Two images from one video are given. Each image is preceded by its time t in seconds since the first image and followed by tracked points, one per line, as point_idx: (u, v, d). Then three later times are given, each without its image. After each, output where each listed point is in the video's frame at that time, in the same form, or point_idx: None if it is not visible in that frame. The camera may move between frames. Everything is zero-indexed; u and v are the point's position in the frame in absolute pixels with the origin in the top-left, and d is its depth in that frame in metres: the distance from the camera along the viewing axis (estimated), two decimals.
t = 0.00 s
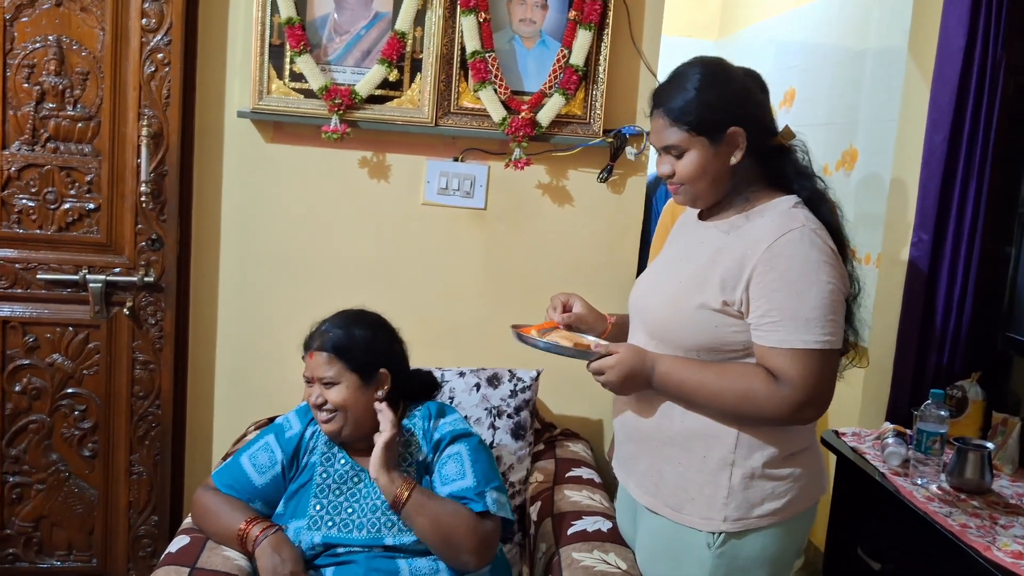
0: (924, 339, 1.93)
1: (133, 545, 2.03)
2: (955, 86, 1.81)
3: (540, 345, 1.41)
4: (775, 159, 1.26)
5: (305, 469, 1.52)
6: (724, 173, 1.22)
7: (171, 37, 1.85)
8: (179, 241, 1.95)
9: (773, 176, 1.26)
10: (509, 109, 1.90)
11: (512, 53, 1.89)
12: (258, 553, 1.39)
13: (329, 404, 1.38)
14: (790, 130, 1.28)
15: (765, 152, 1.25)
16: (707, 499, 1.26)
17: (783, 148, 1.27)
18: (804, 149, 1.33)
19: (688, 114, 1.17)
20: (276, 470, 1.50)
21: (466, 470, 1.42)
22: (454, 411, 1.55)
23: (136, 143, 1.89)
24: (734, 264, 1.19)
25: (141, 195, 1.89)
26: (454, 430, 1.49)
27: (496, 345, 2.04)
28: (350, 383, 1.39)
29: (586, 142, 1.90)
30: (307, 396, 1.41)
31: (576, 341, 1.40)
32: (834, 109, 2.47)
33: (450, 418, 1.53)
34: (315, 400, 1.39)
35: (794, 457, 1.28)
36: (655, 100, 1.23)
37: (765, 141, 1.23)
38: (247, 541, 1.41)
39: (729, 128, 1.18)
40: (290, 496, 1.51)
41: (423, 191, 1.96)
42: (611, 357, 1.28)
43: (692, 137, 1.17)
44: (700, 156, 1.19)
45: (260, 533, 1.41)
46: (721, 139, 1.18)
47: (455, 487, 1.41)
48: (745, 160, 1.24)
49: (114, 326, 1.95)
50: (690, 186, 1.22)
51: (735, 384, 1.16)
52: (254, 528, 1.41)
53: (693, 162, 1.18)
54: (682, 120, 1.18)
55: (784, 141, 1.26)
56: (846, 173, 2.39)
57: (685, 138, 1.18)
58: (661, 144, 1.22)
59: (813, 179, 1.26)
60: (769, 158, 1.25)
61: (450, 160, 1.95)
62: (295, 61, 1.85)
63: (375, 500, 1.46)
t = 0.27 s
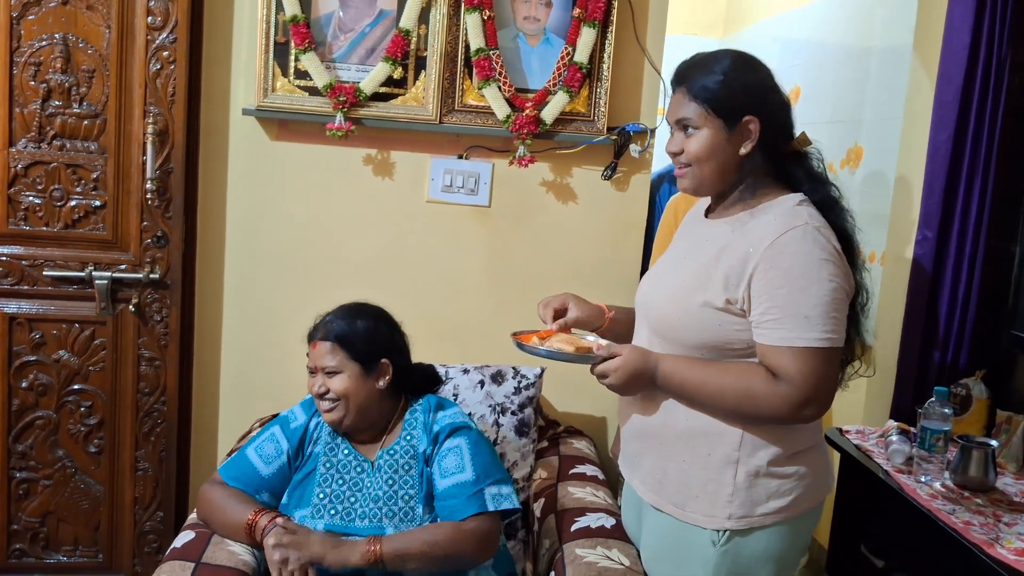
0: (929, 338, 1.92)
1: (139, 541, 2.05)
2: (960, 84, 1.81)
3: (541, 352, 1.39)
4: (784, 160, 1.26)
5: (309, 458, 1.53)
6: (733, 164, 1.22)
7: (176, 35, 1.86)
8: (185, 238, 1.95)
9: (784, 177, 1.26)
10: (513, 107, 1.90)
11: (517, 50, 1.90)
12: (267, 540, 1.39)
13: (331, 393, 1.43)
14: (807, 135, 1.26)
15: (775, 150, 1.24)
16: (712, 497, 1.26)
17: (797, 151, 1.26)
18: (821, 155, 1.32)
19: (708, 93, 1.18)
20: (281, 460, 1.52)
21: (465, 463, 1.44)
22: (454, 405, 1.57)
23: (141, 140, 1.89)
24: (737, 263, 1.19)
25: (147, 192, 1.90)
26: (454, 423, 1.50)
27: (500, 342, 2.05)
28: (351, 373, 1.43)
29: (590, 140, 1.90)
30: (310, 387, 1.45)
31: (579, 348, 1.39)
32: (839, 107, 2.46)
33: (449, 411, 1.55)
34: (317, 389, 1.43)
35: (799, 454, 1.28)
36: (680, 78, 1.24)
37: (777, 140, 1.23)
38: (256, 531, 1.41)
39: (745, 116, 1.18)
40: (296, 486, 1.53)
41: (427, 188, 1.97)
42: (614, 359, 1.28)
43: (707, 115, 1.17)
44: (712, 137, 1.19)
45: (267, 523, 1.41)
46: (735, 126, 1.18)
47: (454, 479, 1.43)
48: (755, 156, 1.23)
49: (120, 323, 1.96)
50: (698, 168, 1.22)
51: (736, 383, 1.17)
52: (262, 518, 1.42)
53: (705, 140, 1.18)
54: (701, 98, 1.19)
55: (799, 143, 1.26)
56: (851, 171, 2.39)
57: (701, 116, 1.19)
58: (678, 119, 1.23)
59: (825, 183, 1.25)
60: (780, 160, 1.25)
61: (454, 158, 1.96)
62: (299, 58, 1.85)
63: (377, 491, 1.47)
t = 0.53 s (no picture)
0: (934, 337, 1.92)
1: (146, 537, 2.06)
2: (967, 82, 1.81)
3: (546, 353, 1.41)
4: (794, 158, 1.26)
5: (316, 451, 1.55)
6: (743, 164, 1.22)
7: (183, 34, 1.86)
8: (192, 236, 1.96)
9: (793, 175, 1.26)
10: (519, 105, 1.90)
11: (522, 49, 1.90)
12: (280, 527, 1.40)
13: (335, 383, 1.44)
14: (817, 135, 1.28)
15: (786, 149, 1.24)
16: (715, 495, 1.27)
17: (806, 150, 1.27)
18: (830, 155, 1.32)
19: (718, 93, 1.17)
20: (289, 453, 1.53)
21: (469, 454, 1.46)
22: (457, 399, 1.59)
23: (149, 139, 1.90)
24: (745, 262, 1.19)
25: (154, 190, 1.90)
26: (457, 415, 1.52)
27: (505, 340, 2.05)
28: (355, 364, 1.44)
29: (596, 138, 1.90)
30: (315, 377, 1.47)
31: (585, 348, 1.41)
32: (845, 105, 2.46)
33: (453, 404, 1.57)
34: (322, 379, 1.45)
35: (803, 454, 1.28)
36: (688, 79, 1.23)
37: (786, 139, 1.23)
38: (267, 521, 1.43)
39: (756, 116, 1.18)
40: (302, 479, 1.54)
41: (433, 186, 1.97)
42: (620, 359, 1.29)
43: (716, 115, 1.17)
44: (720, 136, 1.19)
45: (278, 511, 1.43)
46: (745, 125, 1.18)
47: (459, 469, 1.44)
48: (765, 155, 1.23)
49: (127, 321, 1.96)
50: (708, 168, 1.23)
51: (740, 383, 1.17)
52: (273, 507, 1.44)
53: (714, 141, 1.18)
54: (710, 98, 1.19)
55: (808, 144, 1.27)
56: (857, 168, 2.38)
57: (710, 116, 1.19)
58: (687, 121, 1.23)
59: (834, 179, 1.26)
60: (789, 158, 1.25)
61: (460, 156, 1.96)
62: (306, 57, 1.86)
63: (382, 481, 1.48)
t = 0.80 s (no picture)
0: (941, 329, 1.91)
1: (152, 528, 2.06)
2: (974, 72, 1.80)
3: (545, 331, 1.33)
4: (800, 146, 1.25)
5: (321, 441, 1.55)
6: (749, 158, 1.21)
7: (187, 24, 1.86)
8: (197, 227, 1.96)
9: (799, 165, 1.25)
10: (524, 96, 1.89)
11: (527, 39, 1.89)
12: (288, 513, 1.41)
13: (339, 371, 1.44)
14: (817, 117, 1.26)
15: (790, 139, 1.23)
16: (720, 486, 1.26)
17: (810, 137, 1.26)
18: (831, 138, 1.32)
19: (718, 92, 1.16)
20: (295, 442, 1.53)
21: (475, 442, 1.45)
22: (461, 389, 1.59)
23: (153, 130, 1.90)
24: (751, 253, 1.19)
25: (158, 181, 1.90)
26: (462, 404, 1.52)
27: (510, 331, 2.05)
28: (358, 352, 1.44)
29: (601, 129, 1.90)
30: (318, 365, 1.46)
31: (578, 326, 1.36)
32: (852, 95, 2.45)
33: (457, 394, 1.57)
34: (326, 367, 1.45)
35: (809, 445, 1.27)
36: (684, 79, 1.22)
37: (790, 129, 1.22)
38: (274, 509, 1.44)
39: (758, 111, 1.17)
40: (307, 468, 1.53)
41: (438, 177, 1.97)
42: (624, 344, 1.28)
43: (718, 116, 1.16)
44: (724, 136, 1.18)
45: (286, 498, 1.43)
46: (748, 121, 1.17)
47: (464, 457, 1.44)
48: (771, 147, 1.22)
49: (132, 312, 1.97)
50: (712, 167, 1.21)
51: (744, 373, 1.17)
52: (279, 496, 1.44)
53: (718, 142, 1.17)
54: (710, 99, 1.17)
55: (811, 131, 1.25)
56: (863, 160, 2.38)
57: (711, 117, 1.18)
58: (688, 123, 1.21)
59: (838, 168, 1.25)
60: (795, 147, 1.24)
61: (465, 147, 1.95)
62: (310, 47, 1.85)
63: (387, 470, 1.48)
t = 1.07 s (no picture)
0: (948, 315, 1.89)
1: (155, 514, 2.06)
2: (983, 54, 1.77)
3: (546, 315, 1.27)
4: (803, 128, 1.23)
5: (325, 427, 1.53)
6: (753, 146, 1.18)
7: (188, 7, 1.84)
8: (199, 213, 1.95)
9: (802, 146, 1.24)
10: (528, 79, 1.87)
11: (531, 22, 1.87)
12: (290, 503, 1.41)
13: (342, 358, 1.43)
14: (816, 95, 1.24)
15: (792, 123, 1.21)
16: (725, 470, 1.25)
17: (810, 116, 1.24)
18: (830, 113, 1.29)
19: (717, 86, 1.13)
20: (297, 428, 1.52)
21: (479, 429, 1.44)
22: (465, 374, 1.57)
23: (155, 114, 1.89)
24: (757, 238, 1.16)
25: (160, 166, 1.89)
26: (466, 390, 1.51)
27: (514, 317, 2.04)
28: (362, 339, 1.43)
29: (605, 113, 1.88)
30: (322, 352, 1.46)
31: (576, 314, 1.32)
32: (859, 80, 2.42)
33: (461, 379, 1.55)
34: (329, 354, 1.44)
35: (814, 429, 1.26)
36: (677, 74, 1.19)
37: (791, 113, 1.19)
38: (276, 497, 1.43)
39: (758, 100, 1.14)
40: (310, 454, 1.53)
41: (441, 162, 1.95)
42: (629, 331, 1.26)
43: (719, 111, 1.13)
44: (727, 131, 1.15)
45: (287, 487, 1.43)
46: (750, 113, 1.14)
47: (469, 444, 1.43)
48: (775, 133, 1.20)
49: (134, 297, 1.96)
50: (717, 162, 1.19)
51: (745, 357, 1.15)
52: (280, 484, 1.43)
53: (721, 137, 1.14)
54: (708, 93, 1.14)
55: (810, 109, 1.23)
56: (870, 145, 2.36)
57: (711, 113, 1.15)
58: (687, 119, 1.18)
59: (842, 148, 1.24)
60: (798, 130, 1.22)
61: (468, 131, 1.94)
62: (312, 31, 1.84)
63: (390, 457, 1.47)
